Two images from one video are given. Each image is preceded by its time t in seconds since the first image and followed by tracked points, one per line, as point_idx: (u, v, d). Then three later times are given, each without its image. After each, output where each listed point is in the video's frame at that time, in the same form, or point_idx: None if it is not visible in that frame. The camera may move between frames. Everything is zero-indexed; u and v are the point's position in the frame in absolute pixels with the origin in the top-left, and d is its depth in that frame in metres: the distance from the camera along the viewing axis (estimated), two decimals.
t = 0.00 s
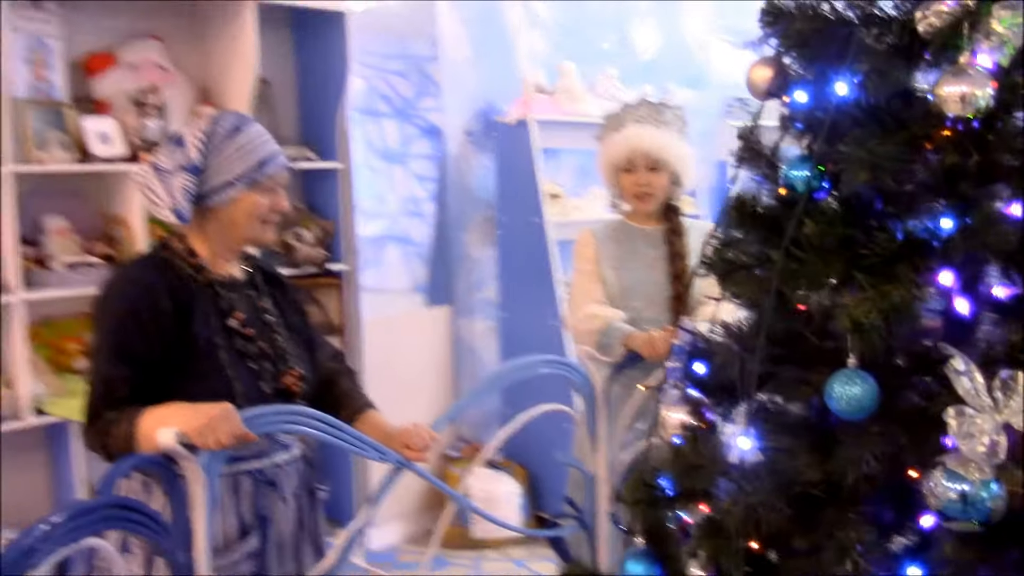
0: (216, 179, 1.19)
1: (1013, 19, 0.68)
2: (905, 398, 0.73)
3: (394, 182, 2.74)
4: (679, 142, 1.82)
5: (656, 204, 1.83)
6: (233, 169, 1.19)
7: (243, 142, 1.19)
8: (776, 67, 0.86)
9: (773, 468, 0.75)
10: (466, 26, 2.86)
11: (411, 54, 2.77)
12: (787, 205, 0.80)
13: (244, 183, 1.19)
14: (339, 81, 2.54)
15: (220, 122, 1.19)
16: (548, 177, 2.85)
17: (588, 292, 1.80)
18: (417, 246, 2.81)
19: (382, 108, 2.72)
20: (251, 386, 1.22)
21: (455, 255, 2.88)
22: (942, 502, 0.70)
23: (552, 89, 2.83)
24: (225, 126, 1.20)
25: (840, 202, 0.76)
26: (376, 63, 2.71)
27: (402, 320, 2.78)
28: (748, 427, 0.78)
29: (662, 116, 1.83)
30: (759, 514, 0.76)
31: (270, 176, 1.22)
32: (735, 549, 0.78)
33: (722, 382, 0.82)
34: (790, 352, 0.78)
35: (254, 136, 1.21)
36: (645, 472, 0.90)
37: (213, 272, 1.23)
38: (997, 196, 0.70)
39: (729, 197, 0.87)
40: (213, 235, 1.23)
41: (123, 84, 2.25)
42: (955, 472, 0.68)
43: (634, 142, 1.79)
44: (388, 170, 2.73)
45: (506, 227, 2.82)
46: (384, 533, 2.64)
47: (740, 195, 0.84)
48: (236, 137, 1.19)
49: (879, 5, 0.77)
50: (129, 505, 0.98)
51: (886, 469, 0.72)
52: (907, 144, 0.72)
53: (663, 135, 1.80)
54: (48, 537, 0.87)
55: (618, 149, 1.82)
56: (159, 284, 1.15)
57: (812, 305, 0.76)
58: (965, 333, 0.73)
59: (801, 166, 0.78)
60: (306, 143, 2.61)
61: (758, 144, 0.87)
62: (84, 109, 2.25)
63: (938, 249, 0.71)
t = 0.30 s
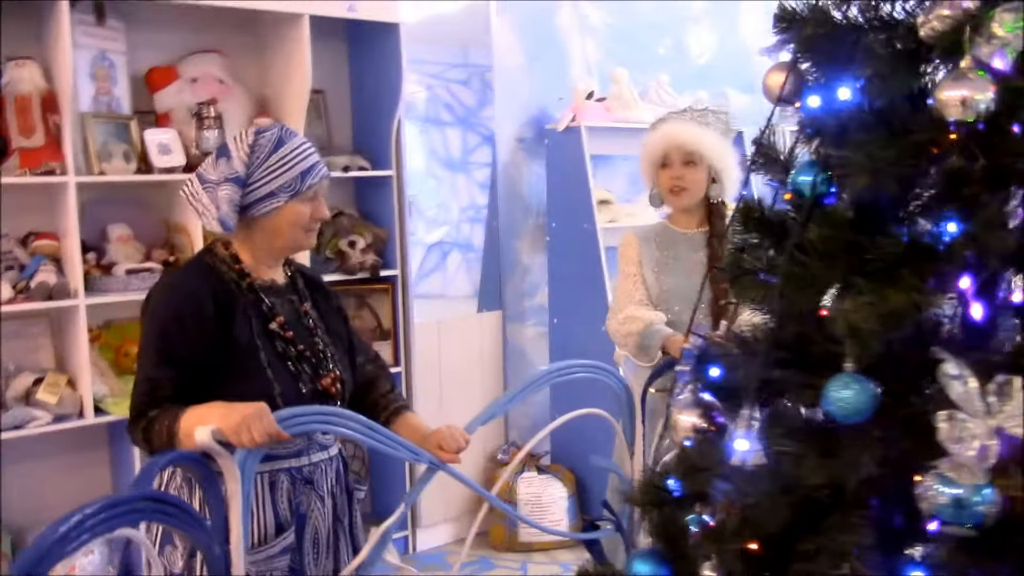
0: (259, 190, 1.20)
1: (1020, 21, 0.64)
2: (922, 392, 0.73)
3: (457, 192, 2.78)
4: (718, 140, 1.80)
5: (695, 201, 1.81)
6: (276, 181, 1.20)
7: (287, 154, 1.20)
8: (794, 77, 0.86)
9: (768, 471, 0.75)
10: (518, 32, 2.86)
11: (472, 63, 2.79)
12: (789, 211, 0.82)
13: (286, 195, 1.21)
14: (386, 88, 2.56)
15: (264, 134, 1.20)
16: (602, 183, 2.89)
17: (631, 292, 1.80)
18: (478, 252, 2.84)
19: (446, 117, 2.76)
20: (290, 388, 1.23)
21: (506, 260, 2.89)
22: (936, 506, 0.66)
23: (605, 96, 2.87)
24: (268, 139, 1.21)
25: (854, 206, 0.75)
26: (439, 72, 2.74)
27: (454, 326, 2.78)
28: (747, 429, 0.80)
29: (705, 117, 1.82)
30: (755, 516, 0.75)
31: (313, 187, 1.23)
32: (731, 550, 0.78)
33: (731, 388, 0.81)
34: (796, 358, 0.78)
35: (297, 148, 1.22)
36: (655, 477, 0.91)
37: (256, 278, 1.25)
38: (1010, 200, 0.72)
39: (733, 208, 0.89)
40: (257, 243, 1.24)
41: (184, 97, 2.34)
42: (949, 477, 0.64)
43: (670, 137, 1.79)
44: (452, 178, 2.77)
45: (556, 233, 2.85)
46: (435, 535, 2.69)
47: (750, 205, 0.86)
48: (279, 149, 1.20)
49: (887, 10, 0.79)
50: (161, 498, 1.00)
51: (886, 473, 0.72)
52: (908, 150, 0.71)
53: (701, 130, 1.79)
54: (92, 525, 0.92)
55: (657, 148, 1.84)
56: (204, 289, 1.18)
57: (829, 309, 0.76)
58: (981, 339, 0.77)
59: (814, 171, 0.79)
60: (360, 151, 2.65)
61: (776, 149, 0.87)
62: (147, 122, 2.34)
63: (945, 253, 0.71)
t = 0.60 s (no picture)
0: (249, 185, 1.16)
1: (955, 23, 0.66)
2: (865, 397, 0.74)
3: (473, 183, 2.77)
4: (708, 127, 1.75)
5: (686, 190, 1.77)
6: (266, 175, 1.17)
7: (274, 147, 1.18)
8: (754, 70, 0.82)
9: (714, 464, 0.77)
10: (524, 33, 2.87)
11: (487, 54, 2.77)
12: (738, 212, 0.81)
13: (276, 188, 1.18)
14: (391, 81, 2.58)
15: (250, 129, 1.17)
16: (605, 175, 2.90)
17: (621, 283, 1.81)
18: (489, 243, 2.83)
19: (461, 108, 2.72)
20: (273, 382, 1.20)
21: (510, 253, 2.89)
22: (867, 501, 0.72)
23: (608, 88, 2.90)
24: (254, 132, 1.18)
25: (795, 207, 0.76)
26: (455, 63, 2.71)
27: (459, 316, 2.78)
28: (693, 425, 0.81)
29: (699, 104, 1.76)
30: (694, 509, 0.76)
31: (298, 178, 1.21)
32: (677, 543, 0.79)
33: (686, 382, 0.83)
34: (743, 352, 0.80)
35: (280, 140, 1.20)
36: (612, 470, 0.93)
37: (235, 273, 1.21)
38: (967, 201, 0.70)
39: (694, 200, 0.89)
40: (243, 239, 1.21)
41: (187, 89, 2.38)
42: (878, 473, 0.70)
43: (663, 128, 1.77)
44: (467, 169, 2.75)
45: (560, 225, 2.87)
46: (436, 524, 2.71)
47: (713, 196, 0.84)
48: (265, 143, 1.17)
49: (841, 7, 0.79)
50: (137, 486, 1.03)
51: (826, 464, 0.73)
52: (850, 147, 0.71)
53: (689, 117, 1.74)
54: (60, 514, 0.93)
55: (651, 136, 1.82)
56: (179, 289, 1.15)
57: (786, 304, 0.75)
58: (936, 334, 0.76)
59: (761, 169, 0.78)
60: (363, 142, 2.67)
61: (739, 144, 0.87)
62: (151, 114, 2.37)
63: (889, 248, 0.71)
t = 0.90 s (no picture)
0: (263, 198, 1.18)
1: (959, 38, 0.63)
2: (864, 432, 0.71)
3: (524, 191, 2.80)
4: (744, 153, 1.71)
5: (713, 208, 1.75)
6: (279, 188, 1.19)
7: (287, 160, 1.20)
8: (763, 84, 0.79)
9: (707, 495, 0.75)
10: (566, 33, 2.84)
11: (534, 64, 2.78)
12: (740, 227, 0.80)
13: (290, 200, 1.20)
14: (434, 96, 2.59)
15: (263, 142, 1.19)
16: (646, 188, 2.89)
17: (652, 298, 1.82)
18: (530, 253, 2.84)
19: (514, 118, 2.77)
20: (289, 396, 1.21)
21: (551, 265, 2.87)
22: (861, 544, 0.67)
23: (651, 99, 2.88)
24: (268, 145, 1.19)
25: (791, 229, 0.74)
26: (506, 73, 2.74)
27: (497, 327, 2.78)
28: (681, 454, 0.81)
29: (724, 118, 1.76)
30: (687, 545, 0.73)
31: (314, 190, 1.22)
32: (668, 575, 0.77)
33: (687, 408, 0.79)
34: (742, 378, 0.77)
35: (295, 153, 1.21)
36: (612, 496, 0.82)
37: (251, 287, 1.22)
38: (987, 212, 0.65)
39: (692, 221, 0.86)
40: (257, 251, 1.22)
41: (231, 100, 2.39)
42: (872, 511, 0.66)
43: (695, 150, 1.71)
44: (520, 179, 2.79)
45: (600, 238, 2.86)
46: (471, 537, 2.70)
47: (711, 218, 0.82)
48: (279, 156, 1.19)
49: (849, 24, 0.77)
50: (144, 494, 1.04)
51: (822, 499, 0.71)
52: (852, 169, 0.69)
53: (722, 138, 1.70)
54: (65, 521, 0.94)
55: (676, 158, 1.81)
56: (192, 299, 1.16)
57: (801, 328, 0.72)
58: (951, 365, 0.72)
59: (763, 191, 0.76)
60: (404, 152, 2.68)
61: (744, 159, 0.86)
62: (195, 123, 2.40)
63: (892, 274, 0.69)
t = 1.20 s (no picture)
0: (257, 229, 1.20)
1: (942, 68, 0.62)
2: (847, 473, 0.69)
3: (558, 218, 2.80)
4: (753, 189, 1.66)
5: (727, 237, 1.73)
6: (274, 219, 1.21)
7: (282, 191, 1.21)
8: (752, 113, 0.78)
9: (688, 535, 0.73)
10: (588, 66, 2.82)
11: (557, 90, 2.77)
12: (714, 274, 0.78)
13: (284, 231, 1.22)
14: (453, 121, 2.57)
15: (258, 173, 1.20)
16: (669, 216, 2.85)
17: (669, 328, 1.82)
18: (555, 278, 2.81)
19: (546, 143, 2.77)
20: (283, 428, 1.21)
21: (574, 292, 2.85)
22: None
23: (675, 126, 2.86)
24: (262, 177, 1.20)
25: (783, 259, 0.72)
26: (535, 99, 2.74)
27: (517, 354, 2.77)
28: (656, 491, 0.80)
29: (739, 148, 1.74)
30: None
31: (308, 221, 1.25)
32: None
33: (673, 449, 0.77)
34: (724, 416, 0.75)
35: (290, 184, 1.23)
36: (598, 535, 0.82)
37: (245, 317, 1.23)
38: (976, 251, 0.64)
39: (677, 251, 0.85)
40: (249, 281, 1.23)
41: (253, 128, 2.41)
42: (847, 556, 0.63)
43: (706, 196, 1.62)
44: (552, 205, 2.79)
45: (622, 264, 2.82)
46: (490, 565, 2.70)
47: (686, 251, 0.81)
48: (274, 187, 1.21)
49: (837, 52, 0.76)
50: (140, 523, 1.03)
51: (801, 541, 0.69)
52: (832, 201, 0.67)
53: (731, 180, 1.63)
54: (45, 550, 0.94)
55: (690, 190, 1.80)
56: (183, 331, 1.16)
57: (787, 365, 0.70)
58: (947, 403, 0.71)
59: (747, 222, 0.75)
60: (425, 179, 2.68)
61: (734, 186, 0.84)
62: (219, 150, 2.43)
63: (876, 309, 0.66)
